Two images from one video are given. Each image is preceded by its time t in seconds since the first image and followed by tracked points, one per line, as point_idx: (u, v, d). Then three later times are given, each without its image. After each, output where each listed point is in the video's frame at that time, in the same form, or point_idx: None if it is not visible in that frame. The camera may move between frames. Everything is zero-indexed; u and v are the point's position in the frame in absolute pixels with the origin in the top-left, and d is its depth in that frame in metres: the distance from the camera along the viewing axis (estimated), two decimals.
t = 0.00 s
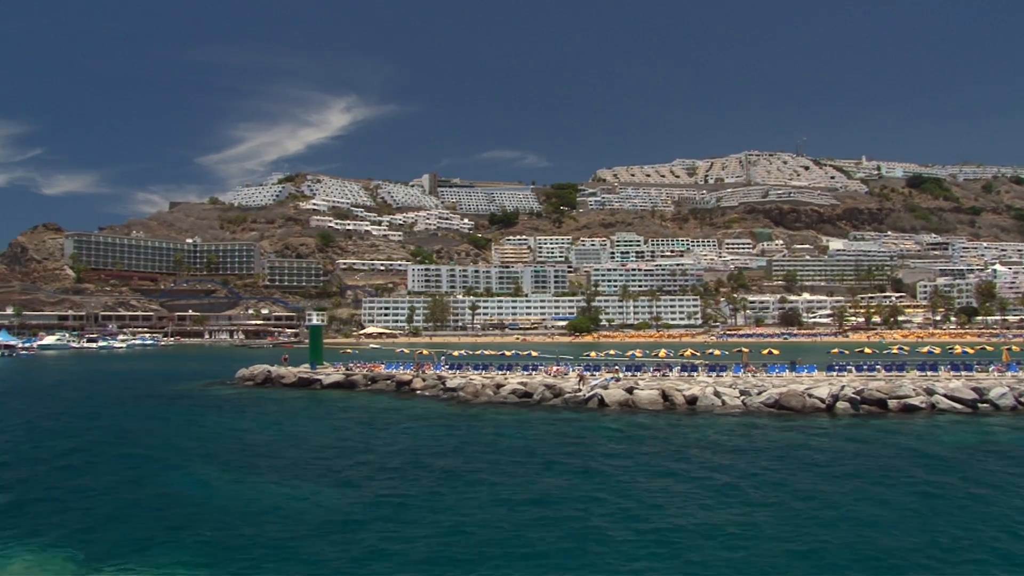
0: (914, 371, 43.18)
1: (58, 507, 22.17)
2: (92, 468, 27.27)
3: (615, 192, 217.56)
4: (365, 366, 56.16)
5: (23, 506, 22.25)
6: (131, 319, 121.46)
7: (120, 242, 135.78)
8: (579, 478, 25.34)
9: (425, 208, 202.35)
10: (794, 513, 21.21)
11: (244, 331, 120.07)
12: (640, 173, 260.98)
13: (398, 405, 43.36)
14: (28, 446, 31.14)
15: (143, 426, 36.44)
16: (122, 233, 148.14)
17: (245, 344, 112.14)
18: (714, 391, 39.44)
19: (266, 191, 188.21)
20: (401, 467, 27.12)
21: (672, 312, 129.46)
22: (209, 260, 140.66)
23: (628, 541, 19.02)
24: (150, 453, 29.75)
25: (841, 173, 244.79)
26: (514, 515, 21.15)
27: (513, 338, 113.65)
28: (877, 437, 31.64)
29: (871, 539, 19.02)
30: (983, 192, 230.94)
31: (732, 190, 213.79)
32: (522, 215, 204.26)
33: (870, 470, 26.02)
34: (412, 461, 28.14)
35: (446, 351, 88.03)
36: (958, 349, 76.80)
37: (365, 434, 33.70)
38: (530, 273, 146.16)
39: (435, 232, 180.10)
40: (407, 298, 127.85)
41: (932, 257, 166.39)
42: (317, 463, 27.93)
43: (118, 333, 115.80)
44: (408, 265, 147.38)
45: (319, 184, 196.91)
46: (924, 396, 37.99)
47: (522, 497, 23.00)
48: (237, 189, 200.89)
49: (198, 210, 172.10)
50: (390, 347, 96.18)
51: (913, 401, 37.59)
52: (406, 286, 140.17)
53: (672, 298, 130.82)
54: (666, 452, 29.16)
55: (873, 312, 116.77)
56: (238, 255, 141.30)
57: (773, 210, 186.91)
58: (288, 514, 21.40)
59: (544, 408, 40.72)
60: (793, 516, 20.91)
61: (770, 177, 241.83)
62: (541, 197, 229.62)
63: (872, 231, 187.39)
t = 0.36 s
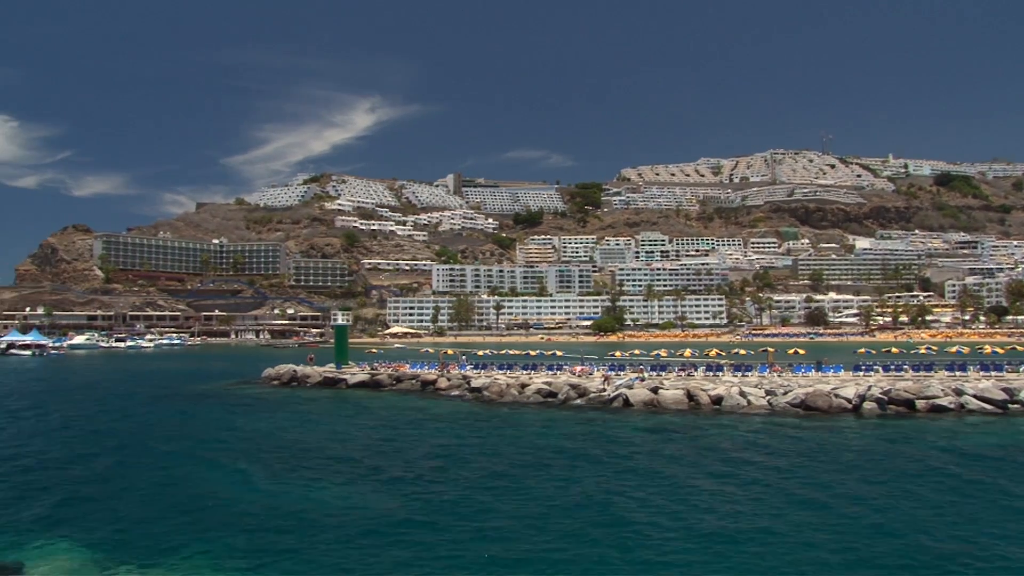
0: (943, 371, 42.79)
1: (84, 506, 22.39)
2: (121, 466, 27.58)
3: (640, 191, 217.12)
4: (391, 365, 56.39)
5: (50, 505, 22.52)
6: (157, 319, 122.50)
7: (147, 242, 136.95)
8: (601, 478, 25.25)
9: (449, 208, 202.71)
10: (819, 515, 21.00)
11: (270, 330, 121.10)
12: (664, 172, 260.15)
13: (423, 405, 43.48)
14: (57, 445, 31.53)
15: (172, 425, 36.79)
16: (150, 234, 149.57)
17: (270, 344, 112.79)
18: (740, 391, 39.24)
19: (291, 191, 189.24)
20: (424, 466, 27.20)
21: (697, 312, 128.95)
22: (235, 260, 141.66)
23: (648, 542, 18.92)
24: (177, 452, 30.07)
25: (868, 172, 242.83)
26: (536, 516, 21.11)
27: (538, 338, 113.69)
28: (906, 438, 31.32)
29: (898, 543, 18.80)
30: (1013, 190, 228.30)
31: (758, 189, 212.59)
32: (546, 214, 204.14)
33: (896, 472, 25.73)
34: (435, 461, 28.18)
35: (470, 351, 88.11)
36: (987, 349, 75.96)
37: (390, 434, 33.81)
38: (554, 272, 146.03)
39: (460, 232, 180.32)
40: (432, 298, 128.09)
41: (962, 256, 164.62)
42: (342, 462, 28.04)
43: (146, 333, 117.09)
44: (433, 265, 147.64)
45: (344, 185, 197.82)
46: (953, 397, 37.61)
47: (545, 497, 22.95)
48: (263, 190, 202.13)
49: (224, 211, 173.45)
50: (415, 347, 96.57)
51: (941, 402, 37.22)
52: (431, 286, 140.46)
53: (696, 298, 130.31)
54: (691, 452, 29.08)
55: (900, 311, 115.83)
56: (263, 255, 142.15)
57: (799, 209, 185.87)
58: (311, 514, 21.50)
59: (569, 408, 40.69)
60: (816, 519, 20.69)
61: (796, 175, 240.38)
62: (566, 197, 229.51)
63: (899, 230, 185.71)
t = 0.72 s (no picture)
0: (970, 372, 42.37)
1: (109, 506, 22.56)
2: (147, 465, 27.82)
3: (665, 190, 216.78)
4: (415, 364, 56.57)
5: (75, 505, 22.72)
6: (184, 318, 123.48)
7: (174, 243, 138.06)
8: (625, 479, 25.20)
9: (473, 208, 202.92)
10: (845, 518, 20.80)
11: (295, 330, 121.89)
12: (689, 171, 259.18)
13: (446, 404, 43.56)
14: (85, 444, 31.87)
15: (198, 424, 37.16)
16: (177, 235, 150.88)
17: (295, 343, 113.37)
18: (765, 391, 39.05)
19: (316, 191, 190.17)
20: (448, 467, 27.23)
21: (721, 311, 128.38)
22: (261, 260, 142.55)
23: (671, 544, 18.81)
24: (203, 451, 30.29)
25: (895, 170, 240.76)
26: (560, 517, 21.06)
27: (562, 337, 113.65)
28: (933, 439, 31.06)
29: (926, 546, 18.58)
30: None
31: (783, 188, 211.31)
32: (570, 214, 203.91)
33: (921, 473, 25.52)
34: (458, 461, 28.22)
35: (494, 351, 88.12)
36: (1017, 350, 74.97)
37: (413, 433, 33.93)
38: (579, 272, 145.78)
39: (484, 232, 180.46)
40: (457, 297, 128.21)
41: (991, 255, 162.73)
42: (365, 462, 28.17)
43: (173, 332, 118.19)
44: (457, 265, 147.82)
45: (368, 185, 198.56)
46: (982, 398, 37.20)
47: (568, 498, 22.91)
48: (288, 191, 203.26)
49: (250, 211, 174.60)
50: (439, 347, 96.82)
51: (970, 402, 36.87)
52: (455, 286, 140.67)
53: (721, 298, 129.74)
54: (716, 453, 29.00)
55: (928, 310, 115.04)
56: (289, 255, 142.92)
57: (825, 208, 184.77)
58: (332, 512, 21.71)
59: (594, 408, 40.64)
60: (842, 521, 20.50)
61: (821, 174, 238.90)
62: (590, 196, 229.22)
63: (927, 228, 183.75)
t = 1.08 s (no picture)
0: (999, 372, 41.93)
1: (136, 504, 22.69)
2: (172, 464, 27.97)
3: (690, 189, 216.10)
4: (441, 363, 56.67)
5: (102, 504, 22.86)
6: (211, 318, 124.51)
7: (201, 243, 139.19)
8: (651, 480, 25.07)
9: (498, 208, 203.15)
10: (874, 519, 20.61)
11: (321, 330, 122.56)
12: (715, 170, 258.20)
13: (472, 404, 43.65)
14: (112, 444, 32.12)
15: (226, 423, 37.44)
16: (204, 235, 152.15)
17: (321, 343, 113.99)
18: (791, 391, 38.83)
19: (342, 192, 191.06)
20: (474, 467, 27.25)
21: (747, 311, 127.81)
22: (287, 260, 143.42)
23: (699, 547, 18.64)
24: (229, 450, 30.45)
25: (923, 168, 238.63)
26: (584, 518, 20.97)
27: (587, 337, 113.52)
28: (962, 440, 30.76)
29: (959, 549, 18.33)
30: None
31: (810, 186, 210.04)
32: (595, 213, 203.60)
33: (951, 474, 25.28)
34: (484, 461, 28.25)
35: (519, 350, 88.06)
36: None
37: (440, 433, 34.01)
38: (604, 271, 145.57)
39: (509, 232, 180.62)
40: (482, 297, 128.40)
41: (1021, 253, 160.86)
42: (391, 461, 28.23)
43: (200, 332, 119.30)
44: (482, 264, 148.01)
45: (393, 185, 199.22)
46: (1013, 398, 36.80)
47: (593, 499, 22.81)
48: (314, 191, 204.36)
49: (276, 211, 175.76)
50: (465, 346, 97.01)
51: (1000, 402, 36.51)
52: (480, 285, 140.88)
53: (747, 297, 129.16)
54: (743, 453, 28.84)
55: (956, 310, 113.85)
56: (315, 255, 143.70)
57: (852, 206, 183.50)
58: (359, 512, 21.81)
59: (619, 408, 40.59)
60: (873, 524, 20.27)
61: (848, 172, 237.28)
62: (615, 196, 228.81)
63: (956, 227, 181.59)
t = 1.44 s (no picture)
0: None
1: (161, 504, 22.80)
2: (196, 463, 28.09)
3: (714, 188, 215.28)
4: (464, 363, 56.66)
5: (128, 502, 22.98)
6: (236, 318, 125.38)
7: (226, 243, 140.08)
8: (676, 480, 24.93)
9: (522, 208, 203.16)
10: (901, 521, 20.45)
11: (345, 330, 123.33)
12: (738, 169, 257.00)
13: (496, 404, 43.69)
14: (138, 443, 32.32)
15: (252, 422, 37.66)
16: (229, 235, 153.08)
17: (345, 343, 114.48)
18: (816, 391, 38.60)
19: (365, 192, 191.67)
20: (498, 467, 27.27)
21: (772, 310, 127.16)
22: (311, 260, 144.19)
23: (722, 547, 18.52)
24: (253, 449, 30.55)
25: (950, 166, 236.45)
26: (609, 518, 20.94)
27: (610, 337, 113.31)
28: (991, 441, 30.46)
29: (989, 552, 18.07)
30: None
31: (834, 185, 208.72)
32: (619, 213, 203.10)
33: (978, 476, 25.04)
34: (509, 461, 28.27)
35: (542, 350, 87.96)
36: None
37: (464, 432, 34.06)
38: (627, 270, 145.19)
39: (532, 231, 180.55)
40: (506, 298, 128.46)
41: None
42: (415, 461, 28.30)
43: (225, 332, 120.17)
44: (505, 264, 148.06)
45: (417, 185, 199.71)
46: None
47: (617, 500, 22.69)
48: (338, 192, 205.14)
49: (300, 211, 176.55)
50: (488, 345, 97.06)
51: None
52: (503, 285, 140.94)
53: (772, 296, 128.51)
54: (768, 454, 28.74)
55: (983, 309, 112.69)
56: (339, 255, 144.17)
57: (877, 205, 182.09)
58: (381, 511, 21.91)
59: (643, 408, 40.49)
60: (899, 526, 20.04)
61: (874, 170, 235.53)
62: (639, 196, 228.22)
63: (984, 225, 178.74)
